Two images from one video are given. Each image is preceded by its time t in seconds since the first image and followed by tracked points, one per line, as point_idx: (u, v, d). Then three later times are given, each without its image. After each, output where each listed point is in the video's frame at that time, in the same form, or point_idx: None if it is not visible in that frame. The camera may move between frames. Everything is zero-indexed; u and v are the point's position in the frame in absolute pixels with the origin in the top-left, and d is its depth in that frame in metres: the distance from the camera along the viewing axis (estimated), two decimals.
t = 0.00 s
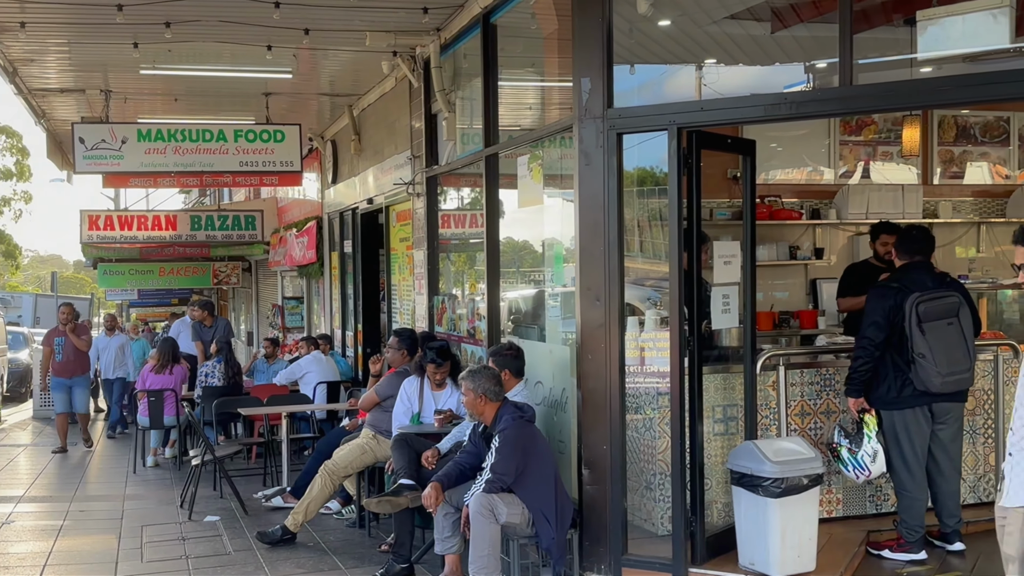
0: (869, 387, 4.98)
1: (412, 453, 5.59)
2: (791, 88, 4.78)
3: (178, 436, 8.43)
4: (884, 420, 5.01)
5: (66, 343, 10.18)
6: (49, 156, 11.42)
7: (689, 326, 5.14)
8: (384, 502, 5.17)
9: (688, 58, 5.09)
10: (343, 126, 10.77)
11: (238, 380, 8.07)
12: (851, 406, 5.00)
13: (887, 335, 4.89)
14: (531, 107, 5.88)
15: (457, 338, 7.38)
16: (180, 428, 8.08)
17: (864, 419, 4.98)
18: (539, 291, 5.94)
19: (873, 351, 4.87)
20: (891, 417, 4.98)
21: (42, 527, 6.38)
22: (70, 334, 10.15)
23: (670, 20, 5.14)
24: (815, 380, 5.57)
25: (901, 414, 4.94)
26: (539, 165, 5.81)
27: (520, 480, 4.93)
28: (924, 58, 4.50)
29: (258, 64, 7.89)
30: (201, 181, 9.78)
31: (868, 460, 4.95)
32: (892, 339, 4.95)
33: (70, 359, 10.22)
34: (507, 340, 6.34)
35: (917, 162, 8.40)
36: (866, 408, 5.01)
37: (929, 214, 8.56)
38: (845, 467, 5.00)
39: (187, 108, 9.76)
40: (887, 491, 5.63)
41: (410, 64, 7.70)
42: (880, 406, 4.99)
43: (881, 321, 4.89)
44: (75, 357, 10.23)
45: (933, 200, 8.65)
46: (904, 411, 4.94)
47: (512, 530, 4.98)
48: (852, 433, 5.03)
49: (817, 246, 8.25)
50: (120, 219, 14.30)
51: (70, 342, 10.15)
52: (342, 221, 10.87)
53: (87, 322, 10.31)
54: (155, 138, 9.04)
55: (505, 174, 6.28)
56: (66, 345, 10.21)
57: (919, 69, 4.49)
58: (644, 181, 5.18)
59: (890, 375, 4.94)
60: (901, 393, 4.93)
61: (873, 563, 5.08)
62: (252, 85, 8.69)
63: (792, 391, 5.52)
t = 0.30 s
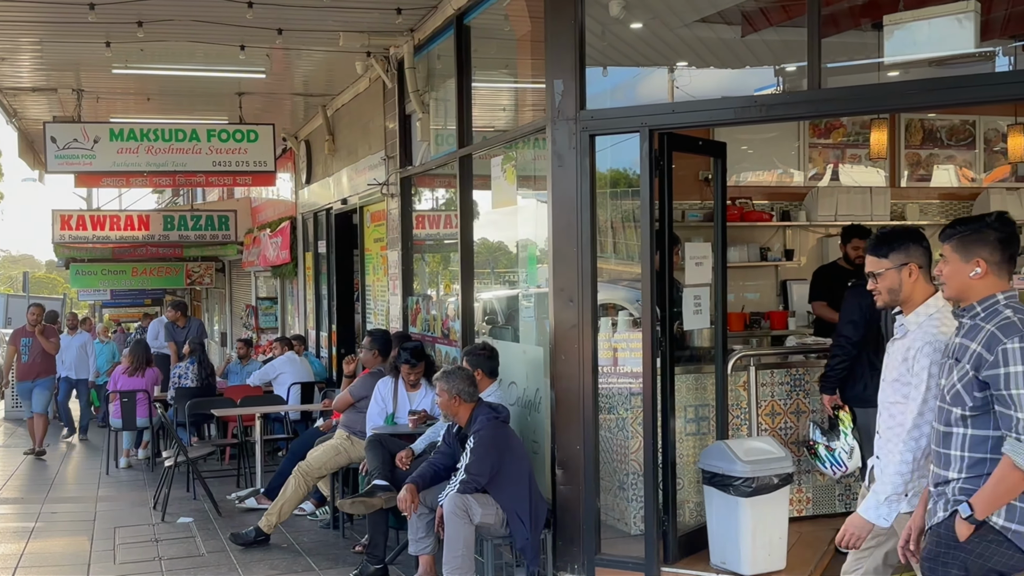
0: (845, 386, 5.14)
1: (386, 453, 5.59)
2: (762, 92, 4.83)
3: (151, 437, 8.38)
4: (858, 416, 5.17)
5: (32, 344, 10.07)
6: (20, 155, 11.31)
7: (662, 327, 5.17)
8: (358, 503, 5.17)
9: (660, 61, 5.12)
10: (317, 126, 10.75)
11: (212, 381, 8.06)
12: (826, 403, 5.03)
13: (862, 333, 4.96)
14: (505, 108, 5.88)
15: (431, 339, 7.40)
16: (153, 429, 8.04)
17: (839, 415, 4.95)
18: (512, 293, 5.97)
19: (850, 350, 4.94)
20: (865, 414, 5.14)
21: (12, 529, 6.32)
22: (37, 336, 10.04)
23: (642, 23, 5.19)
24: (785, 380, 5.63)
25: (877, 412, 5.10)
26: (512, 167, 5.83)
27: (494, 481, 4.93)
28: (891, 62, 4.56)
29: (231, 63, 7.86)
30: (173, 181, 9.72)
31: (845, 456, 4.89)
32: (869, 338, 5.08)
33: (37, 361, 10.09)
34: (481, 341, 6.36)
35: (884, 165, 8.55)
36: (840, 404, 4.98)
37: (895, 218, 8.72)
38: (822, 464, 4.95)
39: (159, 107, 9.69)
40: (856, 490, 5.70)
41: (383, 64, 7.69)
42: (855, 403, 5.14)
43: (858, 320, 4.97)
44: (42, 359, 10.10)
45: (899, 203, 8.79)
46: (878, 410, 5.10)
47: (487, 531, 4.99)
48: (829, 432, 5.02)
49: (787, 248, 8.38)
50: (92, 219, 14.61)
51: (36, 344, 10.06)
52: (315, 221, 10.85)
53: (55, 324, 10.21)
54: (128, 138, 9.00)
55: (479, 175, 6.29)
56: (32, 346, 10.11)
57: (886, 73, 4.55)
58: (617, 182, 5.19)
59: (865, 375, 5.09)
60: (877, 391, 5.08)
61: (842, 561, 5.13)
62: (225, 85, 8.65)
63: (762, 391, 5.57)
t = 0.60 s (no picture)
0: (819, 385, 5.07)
1: (359, 454, 5.58)
2: (733, 94, 4.86)
3: (123, 438, 8.32)
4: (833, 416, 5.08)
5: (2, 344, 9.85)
6: None
7: (634, 328, 5.20)
8: (331, 504, 5.16)
9: (632, 63, 5.14)
10: (289, 125, 10.71)
11: (185, 381, 8.03)
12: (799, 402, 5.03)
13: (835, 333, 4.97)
14: (479, 109, 5.87)
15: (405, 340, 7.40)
16: (126, 430, 7.99)
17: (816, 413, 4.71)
18: (486, 294, 5.97)
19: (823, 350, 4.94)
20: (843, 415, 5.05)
21: None
22: (8, 335, 9.85)
23: (614, 25, 5.21)
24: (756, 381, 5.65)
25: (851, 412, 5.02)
26: (485, 168, 5.84)
27: (468, 482, 4.94)
28: (859, 66, 4.59)
29: (203, 62, 7.80)
30: (145, 180, 9.65)
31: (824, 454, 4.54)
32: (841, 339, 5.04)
33: (6, 361, 9.88)
34: (454, 341, 6.35)
35: (852, 168, 8.70)
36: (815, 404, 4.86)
37: (865, 220, 8.80)
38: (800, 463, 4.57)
39: (131, 105, 9.60)
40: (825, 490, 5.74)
41: (357, 64, 7.67)
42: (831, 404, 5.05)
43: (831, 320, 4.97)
44: (10, 359, 9.88)
45: (868, 206, 8.88)
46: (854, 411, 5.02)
47: (460, 532, 4.99)
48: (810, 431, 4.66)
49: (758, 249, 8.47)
50: (65, 219, 15.08)
51: (7, 343, 9.85)
52: (289, 220, 10.80)
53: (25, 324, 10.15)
54: (99, 137, 8.93)
55: (452, 175, 6.29)
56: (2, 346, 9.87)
57: (855, 77, 4.59)
58: (590, 183, 5.20)
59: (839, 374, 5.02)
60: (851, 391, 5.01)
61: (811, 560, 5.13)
62: (197, 84, 8.59)
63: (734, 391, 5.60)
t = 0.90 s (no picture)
0: (790, 384, 5.05)
1: (330, 456, 5.54)
2: (703, 97, 4.86)
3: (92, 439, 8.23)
4: (803, 416, 5.07)
5: None
6: None
7: (605, 329, 5.23)
8: (302, 506, 5.13)
9: (605, 65, 5.15)
10: (261, 125, 10.65)
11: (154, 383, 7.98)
12: (771, 402, 5.03)
13: (806, 333, 4.98)
14: (451, 110, 5.86)
15: (377, 340, 7.38)
16: (95, 432, 7.90)
17: (783, 414, 4.99)
18: (458, 295, 5.97)
19: (794, 349, 4.94)
20: (814, 416, 5.04)
21: None
22: None
23: (585, 27, 5.22)
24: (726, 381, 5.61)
25: (821, 412, 5.01)
26: (457, 168, 5.83)
27: (439, 483, 4.93)
28: (827, 70, 4.64)
29: (174, 61, 7.73)
30: (115, 180, 9.57)
31: (789, 453, 4.90)
32: (811, 339, 5.04)
33: None
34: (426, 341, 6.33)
35: (821, 171, 8.77)
36: (786, 404, 5.02)
37: (834, 222, 8.77)
38: (767, 461, 4.95)
39: (101, 104, 9.50)
40: (794, 489, 5.81)
41: (329, 64, 7.64)
42: (801, 403, 5.04)
43: (801, 320, 4.98)
44: None
45: (836, 208, 8.91)
46: (824, 412, 5.02)
47: (432, 533, 4.98)
48: (773, 430, 5.02)
49: (728, 251, 8.54)
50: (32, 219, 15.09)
51: None
52: (260, 220, 10.74)
53: None
54: (69, 136, 8.88)
55: (424, 176, 6.28)
56: None
57: (823, 80, 4.63)
58: (563, 184, 5.21)
59: (809, 374, 5.03)
60: (821, 392, 5.01)
61: (779, 560, 5.12)
62: (168, 83, 8.52)
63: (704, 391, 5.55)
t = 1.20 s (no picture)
0: (758, 384, 5.08)
1: (299, 457, 5.50)
2: (672, 99, 4.87)
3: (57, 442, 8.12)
4: (770, 415, 5.09)
5: None
6: None
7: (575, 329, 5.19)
8: (269, 507, 5.08)
9: (575, 66, 5.14)
10: (229, 125, 10.57)
11: (121, 384, 7.93)
12: (738, 401, 5.10)
13: (774, 334, 5.01)
14: (421, 109, 5.84)
15: (346, 341, 7.36)
16: (60, 434, 7.80)
17: (751, 413, 5.06)
18: (427, 296, 5.96)
19: (762, 350, 4.97)
20: (781, 415, 5.08)
21: None
22: None
23: (555, 28, 5.23)
24: (693, 381, 5.69)
25: (788, 412, 5.05)
26: (427, 168, 5.82)
27: (407, 482, 4.87)
28: (794, 73, 4.68)
29: (141, 60, 7.66)
30: (81, 179, 9.47)
31: (757, 452, 5.00)
32: (779, 340, 5.07)
33: None
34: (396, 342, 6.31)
35: (787, 172, 8.82)
36: (752, 402, 5.09)
37: (800, 223, 8.90)
38: (735, 460, 5.06)
39: (68, 102, 9.38)
40: (761, 488, 5.85)
41: (297, 63, 7.60)
42: (768, 403, 5.08)
43: (769, 321, 5.01)
44: None
45: (802, 209, 9.04)
46: (791, 412, 5.05)
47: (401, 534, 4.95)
48: (740, 428, 5.13)
49: (696, 252, 8.61)
50: None
51: None
52: (228, 220, 10.67)
53: None
54: (34, 134, 8.79)
55: (394, 176, 6.26)
56: None
57: (790, 83, 4.67)
58: (532, 185, 5.17)
59: (776, 374, 5.06)
60: (788, 391, 5.04)
61: (747, 558, 5.16)
62: (135, 81, 8.43)
63: (672, 391, 5.62)
